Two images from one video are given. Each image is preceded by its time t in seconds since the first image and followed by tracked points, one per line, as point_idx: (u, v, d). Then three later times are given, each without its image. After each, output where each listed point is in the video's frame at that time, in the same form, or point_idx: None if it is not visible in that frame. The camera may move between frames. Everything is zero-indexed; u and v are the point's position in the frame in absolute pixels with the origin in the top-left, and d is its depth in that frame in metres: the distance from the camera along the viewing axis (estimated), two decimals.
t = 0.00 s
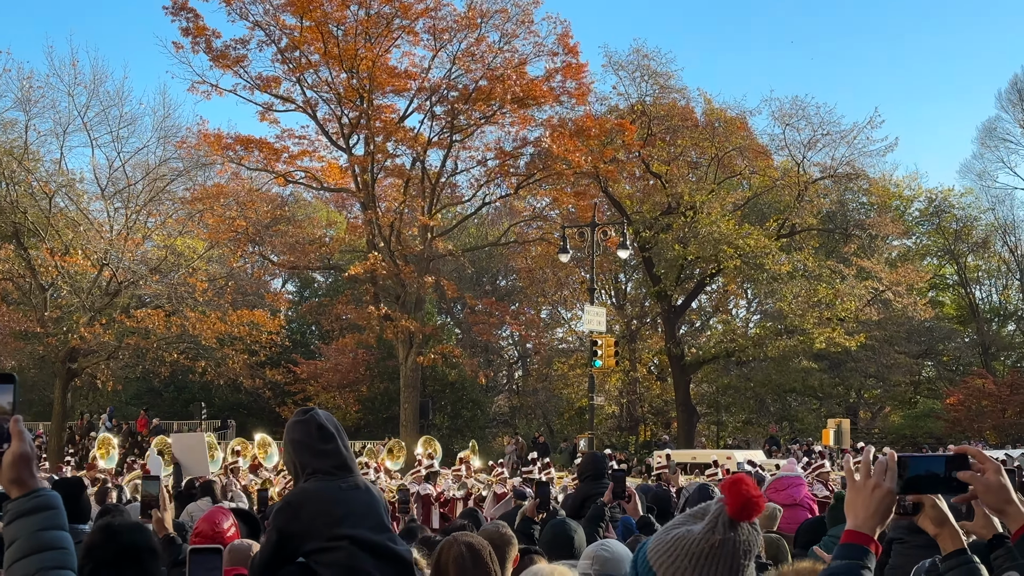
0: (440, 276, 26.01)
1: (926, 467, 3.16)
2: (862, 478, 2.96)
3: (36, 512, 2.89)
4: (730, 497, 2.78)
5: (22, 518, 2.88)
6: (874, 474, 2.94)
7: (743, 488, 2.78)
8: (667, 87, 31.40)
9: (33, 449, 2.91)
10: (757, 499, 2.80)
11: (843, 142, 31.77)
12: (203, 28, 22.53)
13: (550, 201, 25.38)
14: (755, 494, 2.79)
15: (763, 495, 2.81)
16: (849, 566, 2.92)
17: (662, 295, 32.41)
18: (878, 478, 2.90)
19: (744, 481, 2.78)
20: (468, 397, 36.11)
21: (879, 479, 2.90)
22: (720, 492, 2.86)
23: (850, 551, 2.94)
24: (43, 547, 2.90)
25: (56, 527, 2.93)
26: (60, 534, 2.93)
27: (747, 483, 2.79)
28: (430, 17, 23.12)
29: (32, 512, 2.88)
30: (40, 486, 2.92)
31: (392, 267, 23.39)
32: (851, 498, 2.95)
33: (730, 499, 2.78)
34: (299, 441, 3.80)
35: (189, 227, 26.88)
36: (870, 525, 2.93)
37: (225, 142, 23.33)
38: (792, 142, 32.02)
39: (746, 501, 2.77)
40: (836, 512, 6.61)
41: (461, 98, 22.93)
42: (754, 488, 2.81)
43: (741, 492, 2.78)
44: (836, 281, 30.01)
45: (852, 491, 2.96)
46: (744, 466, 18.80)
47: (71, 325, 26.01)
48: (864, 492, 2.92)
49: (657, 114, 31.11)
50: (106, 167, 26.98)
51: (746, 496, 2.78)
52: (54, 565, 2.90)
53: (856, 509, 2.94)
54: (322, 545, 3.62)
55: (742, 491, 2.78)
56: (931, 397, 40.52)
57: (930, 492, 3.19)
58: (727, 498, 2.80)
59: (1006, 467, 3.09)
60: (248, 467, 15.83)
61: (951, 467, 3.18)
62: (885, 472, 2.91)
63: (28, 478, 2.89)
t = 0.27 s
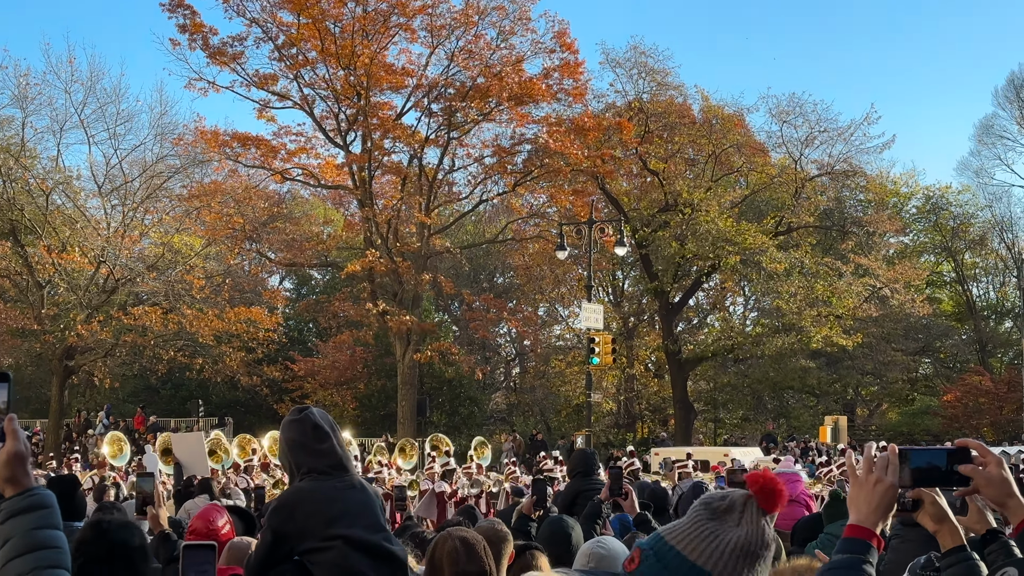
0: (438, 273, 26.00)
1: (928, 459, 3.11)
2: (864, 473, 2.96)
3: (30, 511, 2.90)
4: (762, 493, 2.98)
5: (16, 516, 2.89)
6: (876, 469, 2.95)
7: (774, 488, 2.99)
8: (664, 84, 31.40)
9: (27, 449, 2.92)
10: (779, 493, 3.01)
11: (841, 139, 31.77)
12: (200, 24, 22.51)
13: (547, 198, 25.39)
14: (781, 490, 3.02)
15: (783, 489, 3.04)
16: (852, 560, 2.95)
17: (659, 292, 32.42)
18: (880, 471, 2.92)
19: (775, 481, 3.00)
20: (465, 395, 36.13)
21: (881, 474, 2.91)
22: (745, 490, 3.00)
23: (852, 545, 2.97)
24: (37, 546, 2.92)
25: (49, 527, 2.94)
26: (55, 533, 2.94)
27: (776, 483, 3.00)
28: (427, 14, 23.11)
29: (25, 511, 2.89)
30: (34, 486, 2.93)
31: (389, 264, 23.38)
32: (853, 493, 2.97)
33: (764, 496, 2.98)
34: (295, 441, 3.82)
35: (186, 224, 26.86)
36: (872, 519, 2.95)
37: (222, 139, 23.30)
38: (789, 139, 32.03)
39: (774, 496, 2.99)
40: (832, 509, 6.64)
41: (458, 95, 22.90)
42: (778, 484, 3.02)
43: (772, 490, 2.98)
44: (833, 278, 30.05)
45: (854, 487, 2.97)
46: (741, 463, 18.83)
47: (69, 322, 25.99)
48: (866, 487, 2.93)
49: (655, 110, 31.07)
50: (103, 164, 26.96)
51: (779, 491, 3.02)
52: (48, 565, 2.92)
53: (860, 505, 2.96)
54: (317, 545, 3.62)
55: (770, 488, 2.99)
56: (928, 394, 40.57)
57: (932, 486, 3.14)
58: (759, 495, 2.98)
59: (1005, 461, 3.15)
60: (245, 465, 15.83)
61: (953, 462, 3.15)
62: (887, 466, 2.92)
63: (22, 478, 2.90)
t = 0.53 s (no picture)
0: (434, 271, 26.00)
1: (934, 456, 3.05)
2: (870, 469, 2.96)
3: (20, 512, 2.85)
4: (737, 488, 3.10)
5: (7, 517, 2.84)
6: (881, 465, 2.94)
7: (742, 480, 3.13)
8: (661, 82, 31.41)
9: (18, 447, 2.88)
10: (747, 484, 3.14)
11: (837, 138, 31.79)
12: (196, 22, 22.49)
13: (543, 196, 25.41)
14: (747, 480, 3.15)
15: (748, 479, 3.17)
16: (856, 556, 2.99)
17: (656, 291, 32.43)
18: (887, 468, 2.90)
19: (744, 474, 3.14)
20: (461, 393, 36.16)
21: (887, 470, 2.90)
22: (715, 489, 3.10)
23: (857, 541, 3.00)
24: (29, 546, 2.87)
25: (41, 527, 2.90)
26: (46, 533, 2.89)
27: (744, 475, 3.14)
28: (424, 12, 23.12)
29: (15, 512, 2.85)
30: (25, 485, 2.89)
31: (385, 261, 23.38)
32: (860, 490, 2.96)
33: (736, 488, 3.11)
34: (286, 443, 3.74)
35: (182, 222, 26.83)
36: (878, 516, 2.95)
37: (218, 137, 23.26)
38: (785, 137, 32.06)
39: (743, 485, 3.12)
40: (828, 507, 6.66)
41: (455, 93, 22.87)
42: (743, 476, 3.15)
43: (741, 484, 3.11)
44: (830, 277, 30.09)
45: (860, 483, 2.96)
46: (738, 461, 18.85)
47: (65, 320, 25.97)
48: (872, 484, 2.92)
49: (652, 108, 31.04)
50: (99, 161, 26.92)
51: (747, 487, 3.12)
52: (41, 564, 2.87)
53: (866, 501, 2.96)
54: (315, 546, 3.54)
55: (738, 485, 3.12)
56: (924, 392, 40.64)
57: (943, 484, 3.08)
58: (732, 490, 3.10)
59: (1013, 456, 3.19)
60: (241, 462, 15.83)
61: (961, 457, 3.12)
62: (893, 462, 2.91)
63: (13, 477, 2.85)
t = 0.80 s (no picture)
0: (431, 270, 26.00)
1: (937, 455, 3.07)
2: (872, 469, 2.98)
3: (14, 511, 2.86)
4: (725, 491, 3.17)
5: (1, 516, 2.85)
6: (883, 465, 2.97)
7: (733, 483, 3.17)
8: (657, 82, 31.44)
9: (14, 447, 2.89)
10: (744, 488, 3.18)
11: (834, 137, 31.84)
12: (193, 20, 22.48)
13: (540, 196, 25.42)
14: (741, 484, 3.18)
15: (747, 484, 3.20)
16: (858, 554, 3.00)
17: (652, 290, 32.46)
18: (890, 468, 2.93)
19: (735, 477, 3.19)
20: (458, 392, 36.19)
21: (891, 470, 2.93)
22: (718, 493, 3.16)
23: (859, 540, 3.01)
24: (22, 545, 2.87)
25: (36, 526, 2.91)
26: (40, 532, 2.90)
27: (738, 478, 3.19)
28: (420, 11, 23.13)
29: (10, 511, 2.86)
30: (19, 485, 2.90)
31: (381, 260, 23.39)
32: (862, 490, 2.99)
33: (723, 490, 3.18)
34: (282, 443, 3.73)
35: (179, 221, 26.84)
36: (880, 516, 2.98)
37: (214, 136, 23.24)
38: (782, 137, 32.11)
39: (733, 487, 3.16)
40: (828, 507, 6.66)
41: (451, 92, 22.88)
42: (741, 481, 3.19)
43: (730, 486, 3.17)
44: (826, 276, 30.15)
45: (863, 483, 2.99)
46: (735, 460, 18.87)
47: (60, 319, 25.96)
48: (875, 483, 2.95)
49: (648, 108, 31.06)
50: (95, 161, 26.91)
51: (744, 491, 3.19)
52: (34, 564, 2.87)
53: (869, 502, 2.99)
54: (314, 545, 3.55)
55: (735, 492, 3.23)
56: (920, 392, 40.70)
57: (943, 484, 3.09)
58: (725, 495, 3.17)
59: (1016, 455, 3.13)
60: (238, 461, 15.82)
61: (963, 455, 3.13)
62: (896, 463, 2.94)
63: (8, 477, 2.87)
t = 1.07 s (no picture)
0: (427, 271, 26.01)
1: (938, 459, 3.05)
2: (875, 472, 3.00)
3: (14, 512, 2.88)
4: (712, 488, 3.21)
5: (1, 517, 2.87)
6: (885, 467, 3.00)
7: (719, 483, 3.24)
8: (654, 83, 31.48)
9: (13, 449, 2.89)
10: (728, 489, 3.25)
11: (830, 138, 31.87)
12: (189, 21, 22.48)
13: (536, 196, 25.43)
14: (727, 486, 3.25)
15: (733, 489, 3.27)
16: (860, 555, 3.01)
17: (649, 291, 32.48)
18: (891, 470, 2.96)
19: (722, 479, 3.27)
20: (454, 392, 36.21)
21: (892, 473, 2.96)
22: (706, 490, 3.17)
23: (860, 542, 3.02)
24: (22, 547, 2.89)
25: (35, 527, 2.92)
26: (40, 534, 2.92)
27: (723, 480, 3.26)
28: (417, 11, 23.13)
29: (10, 512, 2.87)
30: (19, 486, 2.91)
31: (378, 261, 23.40)
32: (865, 491, 3.01)
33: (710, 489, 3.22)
34: (284, 443, 3.75)
35: (175, 221, 26.84)
36: (882, 518, 3.00)
37: (210, 136, 23.23)
38: (778, 138, 32.15)
39: (720, 486, 3.23)
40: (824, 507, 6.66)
41: (447, 93, 22.90)
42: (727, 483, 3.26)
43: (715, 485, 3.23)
44: (822, 277, 30.17)
45: (865, 485, 3.01)
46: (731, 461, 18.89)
47: (56, 319, 25.96)
48: (877, 485, 2.97)
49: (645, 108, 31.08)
50: (92, 161, 26.91)
51: (728, 490, 3.24)
52: (33, 565, 2.89)
53: (871, 504, 3.01)
54: (314, 546, 3.56)
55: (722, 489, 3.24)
56: (916, 393, 40.76)
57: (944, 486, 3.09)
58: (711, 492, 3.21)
59: (1013, 457, 3.10)
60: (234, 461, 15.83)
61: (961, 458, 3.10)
62: (898, 465, 2.96)
63: (7, 479, 2.88)
